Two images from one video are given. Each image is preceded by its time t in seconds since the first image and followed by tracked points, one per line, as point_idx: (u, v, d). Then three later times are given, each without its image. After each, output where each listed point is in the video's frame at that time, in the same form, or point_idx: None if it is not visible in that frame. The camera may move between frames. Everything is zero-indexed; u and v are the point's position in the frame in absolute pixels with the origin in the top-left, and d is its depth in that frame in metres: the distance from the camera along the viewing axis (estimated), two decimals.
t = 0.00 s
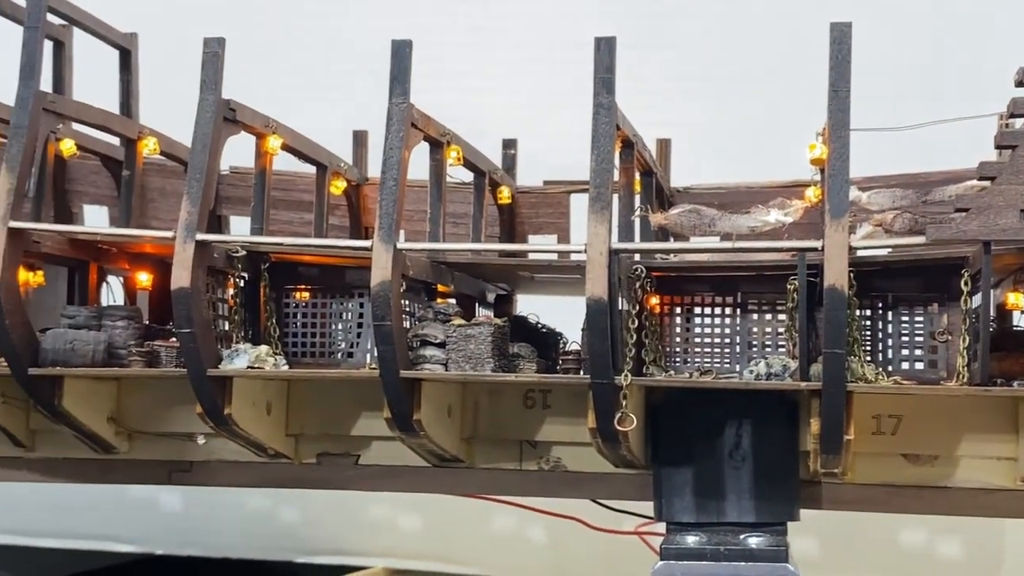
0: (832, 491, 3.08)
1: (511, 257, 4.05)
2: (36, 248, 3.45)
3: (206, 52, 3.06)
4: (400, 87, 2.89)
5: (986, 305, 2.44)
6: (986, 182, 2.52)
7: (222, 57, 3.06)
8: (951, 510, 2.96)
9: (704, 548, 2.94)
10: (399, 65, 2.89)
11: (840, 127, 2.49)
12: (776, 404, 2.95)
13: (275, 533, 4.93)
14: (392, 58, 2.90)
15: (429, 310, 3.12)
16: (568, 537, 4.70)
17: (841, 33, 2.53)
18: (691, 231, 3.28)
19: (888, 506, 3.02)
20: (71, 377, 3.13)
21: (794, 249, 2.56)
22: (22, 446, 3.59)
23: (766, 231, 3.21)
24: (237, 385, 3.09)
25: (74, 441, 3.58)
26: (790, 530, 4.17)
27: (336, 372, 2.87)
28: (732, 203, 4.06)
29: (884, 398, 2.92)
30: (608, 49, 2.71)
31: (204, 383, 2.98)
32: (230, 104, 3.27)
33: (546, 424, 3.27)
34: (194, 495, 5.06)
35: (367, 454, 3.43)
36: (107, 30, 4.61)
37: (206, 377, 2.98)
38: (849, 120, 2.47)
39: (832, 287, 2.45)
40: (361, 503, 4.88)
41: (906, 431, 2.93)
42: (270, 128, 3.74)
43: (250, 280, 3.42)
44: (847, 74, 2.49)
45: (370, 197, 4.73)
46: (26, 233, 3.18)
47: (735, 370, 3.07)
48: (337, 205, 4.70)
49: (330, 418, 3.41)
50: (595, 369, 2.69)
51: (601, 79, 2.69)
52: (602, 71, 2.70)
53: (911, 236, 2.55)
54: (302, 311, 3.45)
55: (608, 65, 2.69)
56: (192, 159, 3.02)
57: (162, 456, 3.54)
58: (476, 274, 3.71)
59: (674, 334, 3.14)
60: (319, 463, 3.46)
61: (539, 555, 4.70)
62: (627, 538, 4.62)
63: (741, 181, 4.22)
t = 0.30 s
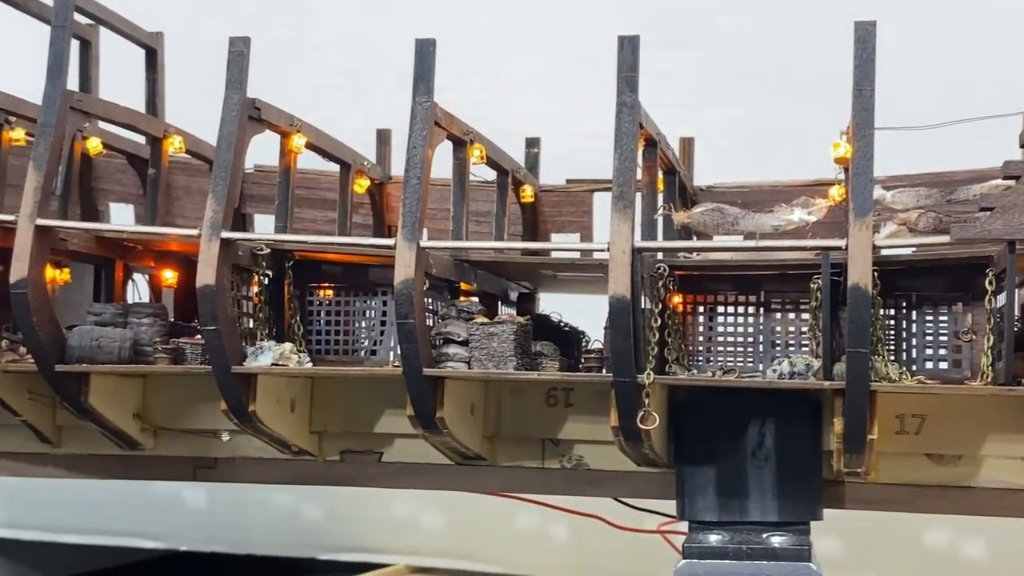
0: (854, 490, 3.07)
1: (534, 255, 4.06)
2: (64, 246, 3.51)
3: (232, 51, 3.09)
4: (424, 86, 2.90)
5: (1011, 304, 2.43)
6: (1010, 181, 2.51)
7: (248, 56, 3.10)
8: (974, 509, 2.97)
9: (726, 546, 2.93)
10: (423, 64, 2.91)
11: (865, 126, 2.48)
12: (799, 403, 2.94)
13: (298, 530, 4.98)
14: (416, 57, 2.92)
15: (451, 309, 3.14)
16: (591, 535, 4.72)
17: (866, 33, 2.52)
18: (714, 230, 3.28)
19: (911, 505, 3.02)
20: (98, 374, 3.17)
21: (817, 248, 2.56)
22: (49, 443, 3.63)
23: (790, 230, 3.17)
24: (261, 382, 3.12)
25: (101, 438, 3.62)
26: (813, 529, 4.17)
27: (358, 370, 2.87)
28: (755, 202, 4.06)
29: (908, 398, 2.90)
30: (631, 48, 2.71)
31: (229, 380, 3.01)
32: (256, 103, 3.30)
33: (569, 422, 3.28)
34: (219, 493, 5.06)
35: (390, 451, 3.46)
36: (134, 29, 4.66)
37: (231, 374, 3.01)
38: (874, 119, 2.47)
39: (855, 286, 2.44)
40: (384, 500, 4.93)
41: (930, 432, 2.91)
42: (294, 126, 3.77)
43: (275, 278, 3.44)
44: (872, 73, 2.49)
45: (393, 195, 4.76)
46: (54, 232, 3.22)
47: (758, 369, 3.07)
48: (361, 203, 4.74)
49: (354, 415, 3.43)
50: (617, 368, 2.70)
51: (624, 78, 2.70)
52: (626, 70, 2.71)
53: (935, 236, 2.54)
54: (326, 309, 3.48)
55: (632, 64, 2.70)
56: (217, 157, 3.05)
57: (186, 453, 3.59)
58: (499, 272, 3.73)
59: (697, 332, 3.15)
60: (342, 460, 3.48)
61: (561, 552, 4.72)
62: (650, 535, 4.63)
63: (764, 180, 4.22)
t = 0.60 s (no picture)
0: (878, 491, 3.05)
1: (556, 253, 4.07)
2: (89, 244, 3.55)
3: (256, 50, 3.11)
4: (447, 85, 2.92)
5: None
6: None
7: (271, 55, 3.10)
8: (998, 510, 2.95)
9: (748, 546, 2.93)
10: (445, 63, 2.92)
11: (889, 124, 2.47)
12: (822, 403, 2.93)
13: (321, 528, 5.04)
14: (439, 56, 2.93)
15: (473, 307, 3.15)
16: (612, 534, 4.72)
17: (891, 31, 2.51)
18: (737, 229, 3.27)
19: (935, 506, 3.01)
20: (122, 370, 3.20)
21: (841, 247, 2.55)
22: (73, 439, 3.67)
23: (814, 228, 3.16)
24: (284, 381, 3.15)
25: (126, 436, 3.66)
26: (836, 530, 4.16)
27: (380, 367, 2.90)
28: (779, 201, 4.06)
29: (932, 398, 2.88)
30: (655, 46, 2.71)
31: (253, 378, 3.04)
32: (279, 101, 3.33)
33: (591, 421, 3.28)
34: (243, 491, 5.13)
35: (412, 450, 3.47)
36: (158, 28, 4.70)
37: (255, 371, 3.04)
38: (898, 117, 2.45)
39: (879, 286, 2.43)
40: (407, 498, 4.97)
41: (954, 432, 2.90)
42: (317, 125, 3.79)
43: (297, 276, 3.46)
44: (897, 71, 2.47)
45: (416, 194, 4.78)
46: (78, 229, 3.26)
47: (781, 369, 3.06)
48: (383, 202, 4.76)
49: (377, 413, 3.45)
50: (639, 368, 2.70)
51: (647, 77, 2.70)
52: (649, 68, 2.71)
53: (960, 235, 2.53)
54: (349, 307, 3.50)
55: (655, 63, 2.70)
56: (241, 156, 3.07)
57: (210, 450, 3.62)
58: (521, 271, 3.74)
59: (720, 331, 3.16)
60: (365, 458, 3.51)
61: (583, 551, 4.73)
62: (672, 535, 4.63)
63: (788, 179, 4.22)
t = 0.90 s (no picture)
0: (899, 491, 3.04)
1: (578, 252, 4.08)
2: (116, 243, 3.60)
3: (280, 50, 3.13)
4: (469, 84, 2.93)
5: None
6: None
7: (294, 55, 3.12)
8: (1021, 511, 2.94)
9: (770, 546, 2.93)
10: (468, 63, 2.93)
11: (912, 124, 2.47)
12: (843, 402, 2.93)
13: (342, 526, 5.11)
14: (462, 56, 2.95)
15: (495, 306, 3.16)
16: (633, 534, 4.74)
17: (914, 30, 2.50)
18: (760, 229, 3.26)
19: (958, 506, 3.00)
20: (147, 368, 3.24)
21: (864, 246, 2.55)
22: (99, 436, 3.72)
23: (836, 228, 3.18)
24: (307, 379, 3.17)
25: (150, 433, 3.70)
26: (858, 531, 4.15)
27: (404, 367, 2.90)
28: (802, 200, 4.05)
29: (956, 399, 2.87)
30: (677, 46, 2.72)
31: (276, 376, 3.07)
32: (303, 101, 3.36)
33: (613, 421, 3.29)
34: (264, 491, 5.23)
35: (434, 448, 3.49)
36: (183, 28, 4.74)
37: (278, 370, 3.07)
38: (922, 117, 2.45)
39: (902, 286, 2.43)
40: (429, 499, 5.01)
41: (977, 432, 2.88)
42: (341, 125, 3.82)
43: (320, 274, 3.49)
44: (920, 71, 2.47)
45: (438, 193, 4.81)
46: (104, 227, 3.31)
47: (803, 369, 3.07)
48: (405, 201, 4.79)
49: (399, 411, 3.48)
50: (660, 368, 2.71)
51: (670, 76, 2.71)
52: (671, 68, 2.71)
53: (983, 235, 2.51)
54: (371, 305, 3.53)
55: (677, 62, 2.70)
56: (265, 155, 3.10)
57: (233, 448, 3.65)
58: (543, 270, 3.76)
59: (742, 331, 3.15)
60: (387, 456, 3.53)
61: (604, 550, 4.74)
62: (693, 535, 4.63)
63: (810, 179, 4.21)
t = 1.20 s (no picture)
0: (922, 492, 3.03)
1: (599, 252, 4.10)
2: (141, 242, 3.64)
3: (303, 50, 3.16)
4: (492, 84, 2.95)
5: None
6: None
7: (318, 55, 3.14)
8: None
9: (793, 546, 2.94)
10: (490, 62, 2.95)
11: (936, 124, 2.46)
12: (866, 402, 2.93)
13: (365, 524, 5.15)
14: (484, 56, 2.97)
15: (517, 306, 3.18)
16: (655, 533, 4.74)
17: (938, 29, 2.50)
18: (782, 228, 3.26)
19: (982, 507, 2.99)
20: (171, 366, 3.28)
21: (887, 246, 2.54)
22: (124, 433, 3.76)
23: (860, 228, 3.14)
24: (330, 378, 3.20)
25: (174, 430, 3.74)
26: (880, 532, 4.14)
27: (426, 367, 2.93)
28: (824, 200, 4.04)
29: (979, 399, 2.86)
30: (700, 45, 2.72)
31: (300, 374, 3.10)
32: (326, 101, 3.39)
33: (634, 421, 3.30)
34: (287, 486, 5.28)
35: (455, 447, 3.51)
36: (207, 28, 4.78)
37: (301, 369, 3.10)
38: (946, 117, 2.44)
39: (925, 286, 2.42)
40: (451, 497, 5.04)
41: (1000, 433, 2.87)
42: (364, 125, 3.84)
43: (343, 274, 3.51)
44: (944, 70, 2.46)
45: (460, 193, 4.83)
46: (129, 227, 3.34)
47: (826, 369, 3.07)
48: (427, 201, 4.81)
49: (421, 410, 3.50)
50: (682, 368, 2.72)
51: (692, 76, 2.71)
52: (694, 67, 2.72)
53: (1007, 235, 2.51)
54: (394, 304, 3.56)
55: (700, 61, 2.71)
56: (288, 154, 3.13)
57: (256, 445, 3.68)
58: (564, 270, 3.77)
59: (765, 332, 3.15)
60: (409, 454, 3.55)
61: (626, 550, 4.75)
62: (715, 535, 4.63)
63: (833, 179, 4.20)
